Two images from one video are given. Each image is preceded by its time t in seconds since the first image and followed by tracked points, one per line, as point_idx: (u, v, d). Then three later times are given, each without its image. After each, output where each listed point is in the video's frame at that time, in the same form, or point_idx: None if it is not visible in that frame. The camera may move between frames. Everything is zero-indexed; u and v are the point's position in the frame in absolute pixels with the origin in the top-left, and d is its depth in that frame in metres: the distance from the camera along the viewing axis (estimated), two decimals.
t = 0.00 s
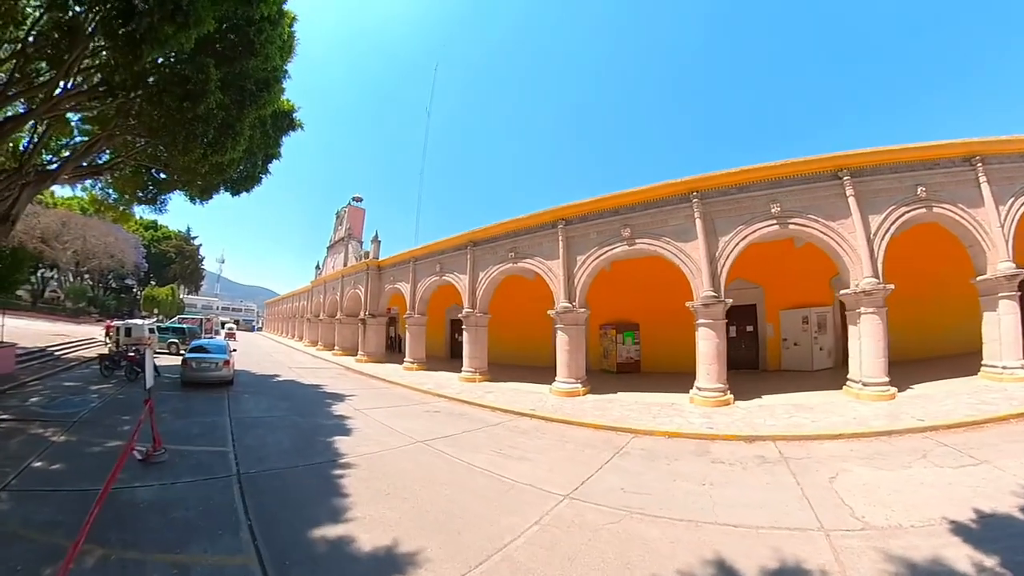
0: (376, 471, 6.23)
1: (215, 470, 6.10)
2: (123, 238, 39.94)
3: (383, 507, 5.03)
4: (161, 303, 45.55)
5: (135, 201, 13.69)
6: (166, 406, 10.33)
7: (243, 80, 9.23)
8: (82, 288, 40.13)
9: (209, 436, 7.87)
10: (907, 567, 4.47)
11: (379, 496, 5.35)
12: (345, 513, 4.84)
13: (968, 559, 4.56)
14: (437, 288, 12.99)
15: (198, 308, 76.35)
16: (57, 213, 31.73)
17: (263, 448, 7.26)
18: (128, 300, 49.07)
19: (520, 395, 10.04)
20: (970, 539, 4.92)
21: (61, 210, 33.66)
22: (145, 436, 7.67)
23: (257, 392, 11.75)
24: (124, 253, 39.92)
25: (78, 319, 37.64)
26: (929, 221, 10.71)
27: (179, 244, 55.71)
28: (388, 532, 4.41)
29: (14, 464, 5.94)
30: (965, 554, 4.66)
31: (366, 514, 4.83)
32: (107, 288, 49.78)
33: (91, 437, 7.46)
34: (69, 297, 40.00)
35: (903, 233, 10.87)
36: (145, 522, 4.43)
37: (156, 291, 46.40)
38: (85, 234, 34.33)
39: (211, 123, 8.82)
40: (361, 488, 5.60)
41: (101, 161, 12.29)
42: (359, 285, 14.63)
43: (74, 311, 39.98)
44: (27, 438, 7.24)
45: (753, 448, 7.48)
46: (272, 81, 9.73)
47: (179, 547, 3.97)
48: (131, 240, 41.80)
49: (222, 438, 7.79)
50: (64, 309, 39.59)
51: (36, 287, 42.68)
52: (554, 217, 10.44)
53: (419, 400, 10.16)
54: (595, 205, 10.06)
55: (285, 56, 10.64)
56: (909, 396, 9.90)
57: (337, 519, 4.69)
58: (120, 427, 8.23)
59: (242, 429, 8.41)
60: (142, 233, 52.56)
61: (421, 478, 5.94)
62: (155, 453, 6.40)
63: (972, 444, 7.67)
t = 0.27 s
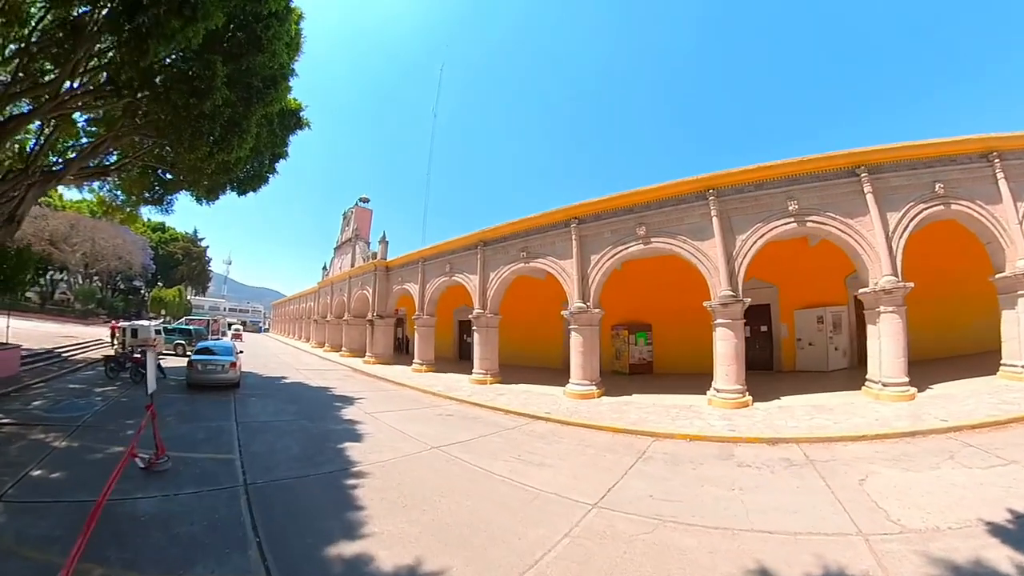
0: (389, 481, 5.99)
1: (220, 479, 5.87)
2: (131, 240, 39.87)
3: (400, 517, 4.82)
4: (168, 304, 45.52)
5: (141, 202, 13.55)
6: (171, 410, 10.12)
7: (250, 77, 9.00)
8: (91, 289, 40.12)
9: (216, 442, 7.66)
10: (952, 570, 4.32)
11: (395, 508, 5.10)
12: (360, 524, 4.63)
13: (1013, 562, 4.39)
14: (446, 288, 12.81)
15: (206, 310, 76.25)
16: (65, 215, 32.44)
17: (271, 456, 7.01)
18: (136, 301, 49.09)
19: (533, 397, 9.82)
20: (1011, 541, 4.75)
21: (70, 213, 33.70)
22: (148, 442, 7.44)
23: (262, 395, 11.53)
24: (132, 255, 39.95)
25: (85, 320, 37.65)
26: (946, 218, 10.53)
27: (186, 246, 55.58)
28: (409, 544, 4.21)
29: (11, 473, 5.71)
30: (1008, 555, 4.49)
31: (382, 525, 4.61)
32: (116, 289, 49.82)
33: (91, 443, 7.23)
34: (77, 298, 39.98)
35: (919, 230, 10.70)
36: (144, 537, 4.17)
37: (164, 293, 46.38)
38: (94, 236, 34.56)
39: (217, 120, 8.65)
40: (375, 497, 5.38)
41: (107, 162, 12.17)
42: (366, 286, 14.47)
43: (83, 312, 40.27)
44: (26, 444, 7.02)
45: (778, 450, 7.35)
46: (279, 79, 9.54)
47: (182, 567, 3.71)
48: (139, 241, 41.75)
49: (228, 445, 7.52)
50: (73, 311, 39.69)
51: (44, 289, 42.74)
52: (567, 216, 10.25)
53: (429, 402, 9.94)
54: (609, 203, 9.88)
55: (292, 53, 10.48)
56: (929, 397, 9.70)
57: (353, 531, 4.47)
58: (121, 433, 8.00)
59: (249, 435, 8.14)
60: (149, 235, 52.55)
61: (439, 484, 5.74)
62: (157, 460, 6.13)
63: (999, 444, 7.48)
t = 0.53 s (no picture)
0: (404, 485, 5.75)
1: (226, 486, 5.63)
2: (139, 241, 39.75)
3: (419, 525, 4.59)
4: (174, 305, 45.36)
5: (147, 202, 13.39)
6: (175, 412, 9.90)
7: (257, 72, 8.87)
8: (98, 291, 39.88)
9: (222, 447, 7.40)
10: (1001, 568, 4.16)
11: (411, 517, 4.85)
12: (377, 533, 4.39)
13: None
14: (455, 288, 12.63)
15: (213, 312, 76.13)
16: (71, 217, 32.38)
17: (279, 462, 6.73)
18: (144, 303, 49.07)
19: (546, 397, 9.60)
20: None
21: (76, 215, 33.62)
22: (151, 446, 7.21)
23: (267, 397, 11.31)
24: (139, 257, 39.87)
25: (93, 321, 37.60)
26: (963, 213, 10.37)
27: (193, 248, 55.35)
28: (433, 554, 3.99)
29: (6, 481, 5.48)
30: None
31: (400, 534, 4.38)
32: (123, 291, 49.82)
33: (92, 448, 7.00)
34: (84, 299, 39.88)
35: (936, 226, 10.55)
36: (144, 552, 3.91)
37: (170, 294, 46.28)
38: (101, 238, 34.52)
39: (224, 115, 8.47)
40: (390, 503, 5.15)
41: (113, 160, 12.04)
42: (374, 286, 14.31)
43: (91, 314, 39.94)
44: (25, 448, 6.80)
45: (804, 451, 7.24)
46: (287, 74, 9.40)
47: None
48: (147, 243, 41.69)
49: (236, 451, 7.19)
50: (80, 313, 39.63)
51: (52, 291, 42.73)
52: (581, 212, 10.06)
53: (439, 403, 9.71)
54: (624, 200, 9.70)
55: (300, 49, 10.32)
56: (951, 395, 9.49)
57: (370, 542, 4.23)
58: (122, 437, 7.76)
59: (255, 441, 7.83)
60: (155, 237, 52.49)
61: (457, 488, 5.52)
62: (157, 468, 5.87)
63: None
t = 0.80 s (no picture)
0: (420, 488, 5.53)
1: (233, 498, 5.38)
2: (144, 242, 39.49)
3: (441, 537, 4.37)
4: (180, 306, 45.15)
5: (150, 203, 13.17)
6: (179, 417, 9.67)
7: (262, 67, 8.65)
8: (103, 291, 39.58)
9: (227, 457, 7.06)
10: None
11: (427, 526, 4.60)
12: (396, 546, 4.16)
13: None
14: (464, 288, 12.43)
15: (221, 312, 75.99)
16: (77, 218, 32.01)
17: (288, 472, 6.42)
18: (150, 303, 48.94)
19: (559, 399, 9.37)
20: None
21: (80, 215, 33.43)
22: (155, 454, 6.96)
23: (274, 400, 11.08)
24: (145, 257, 39.67)
25: (98, 321, 37.45)
26: (981, 211, 10.19)
27: (199, 248, 55.06)
28: (458, 569, 3.78)
29: None
30: None
31: (421, 547, 4.16)
32: (129, 292, 49.72)
33: (90, 457, 6.73)
34: (88, 300, 39.66)
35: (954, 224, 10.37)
36: None
37: (176, 294, 46.13)
38: (106, 239, 34.35)
39: (229, 110, 8.27)
40: (408, 512, 4.92)
41: (116, 160, 11.84)
42: (381, 286, 14.13)
43: (96, 314, 40.01)
44: (18, 458, 6.58)
45: (831, 454, 7.19)
46: (293, 70, 9.18)
47: None
48: (153, 244, 41.55)
49: (242, 462, 6.82)
50: (86, 313, 39.55)
51: (56, 291, 42.61)
52: (595, 210, 9.85)
53: (450, 405, 9.49)
54: (639, 197, 9.50)
55: (306, 44, 10.10)
56: (974, 395, 9.29)
57: (387, 558, 3.97)
58: (124, 445, 7.52)
59: (262, 450, 7.46)
60: (161, 238, 52.31)
61: (476, 491, 5.31)
62: (155, 482, 5.53)
63: None
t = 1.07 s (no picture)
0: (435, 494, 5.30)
1: (240, 505, 5.14)
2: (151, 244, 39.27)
3: (468, 543, 4.19)
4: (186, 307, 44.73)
5: (155, 202, 12.97)
6: (184, 419, 9.45)
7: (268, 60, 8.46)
8: (108, 291, 39.41)
9: (233, 465, 6.61)
10: None
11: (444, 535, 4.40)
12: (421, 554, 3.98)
13: None
14: (473, 287, 12.27)
15: (224, 312, 75.62)
16: (82, 218, 32.49)
17: (298, 480, 6.01)
18: (155, 304, 48.80)
19: (574, 400, 9.17)
20: None
21: (86, 216, 33.64)
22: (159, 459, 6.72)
23: (279, 402, 10.87)
24: (151, 258, 39.54)
25: (103, 321, 37.33)
26: (998, 207, 10.06)
27: (205, 250, 54.67)
28: None
29: None
30: None
31: (448, 553, 3.98)
32: (135, 292, 49.65)
33: (90, 463, 6.48)
34: (93, 301, 39.51)
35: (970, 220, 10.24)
36: None
37: (181, 294, 45.93)
38: (111, 239, 34.38)
39: (235, 103, 8.07)
40: (430, 516, 4.73)
41: (121, 157, 11.66)
42: (388, 285, 13.99)
43: (102, 314, 39.49)
44: (13, 465, 6.27)
45: (856, 452, 7.13)
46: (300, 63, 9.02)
47: None
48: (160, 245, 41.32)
49: (247, 471, 6.40)
50: (90, 313, 39.28)
51: (61, 292, 42.58)
52: (608, 207, 9.71)
53: (462, 406, 9.29)
54: (653, 194, 9.37)
55: (313, 39, 9.92)
56: (993, 393, 9.16)
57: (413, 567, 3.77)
58: (128, 449, 7.30)
59: (268, 458, 7.02)
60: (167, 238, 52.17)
61: (498, 496, 5.12)
62: (157, 493, 5.11)
63: None
